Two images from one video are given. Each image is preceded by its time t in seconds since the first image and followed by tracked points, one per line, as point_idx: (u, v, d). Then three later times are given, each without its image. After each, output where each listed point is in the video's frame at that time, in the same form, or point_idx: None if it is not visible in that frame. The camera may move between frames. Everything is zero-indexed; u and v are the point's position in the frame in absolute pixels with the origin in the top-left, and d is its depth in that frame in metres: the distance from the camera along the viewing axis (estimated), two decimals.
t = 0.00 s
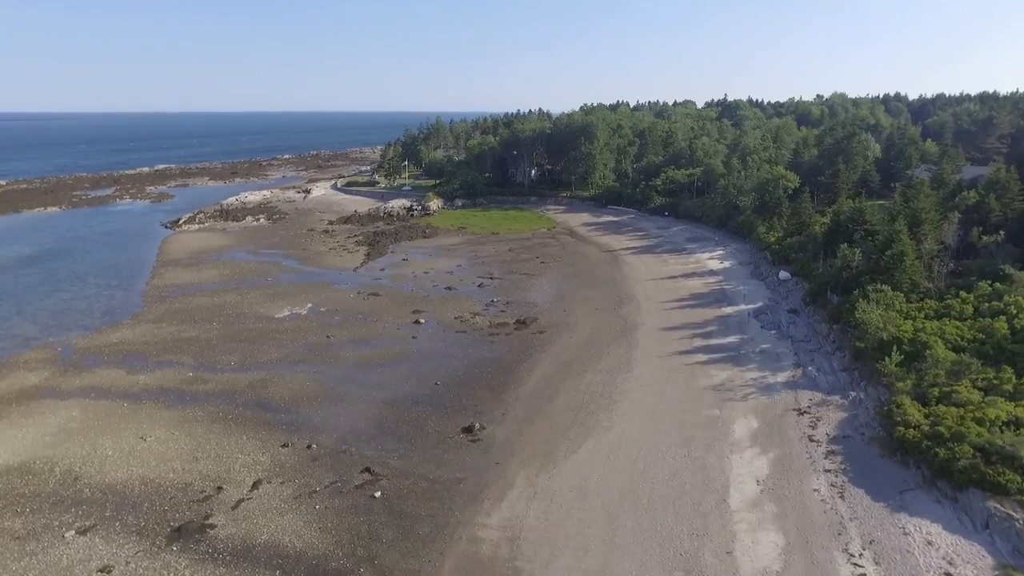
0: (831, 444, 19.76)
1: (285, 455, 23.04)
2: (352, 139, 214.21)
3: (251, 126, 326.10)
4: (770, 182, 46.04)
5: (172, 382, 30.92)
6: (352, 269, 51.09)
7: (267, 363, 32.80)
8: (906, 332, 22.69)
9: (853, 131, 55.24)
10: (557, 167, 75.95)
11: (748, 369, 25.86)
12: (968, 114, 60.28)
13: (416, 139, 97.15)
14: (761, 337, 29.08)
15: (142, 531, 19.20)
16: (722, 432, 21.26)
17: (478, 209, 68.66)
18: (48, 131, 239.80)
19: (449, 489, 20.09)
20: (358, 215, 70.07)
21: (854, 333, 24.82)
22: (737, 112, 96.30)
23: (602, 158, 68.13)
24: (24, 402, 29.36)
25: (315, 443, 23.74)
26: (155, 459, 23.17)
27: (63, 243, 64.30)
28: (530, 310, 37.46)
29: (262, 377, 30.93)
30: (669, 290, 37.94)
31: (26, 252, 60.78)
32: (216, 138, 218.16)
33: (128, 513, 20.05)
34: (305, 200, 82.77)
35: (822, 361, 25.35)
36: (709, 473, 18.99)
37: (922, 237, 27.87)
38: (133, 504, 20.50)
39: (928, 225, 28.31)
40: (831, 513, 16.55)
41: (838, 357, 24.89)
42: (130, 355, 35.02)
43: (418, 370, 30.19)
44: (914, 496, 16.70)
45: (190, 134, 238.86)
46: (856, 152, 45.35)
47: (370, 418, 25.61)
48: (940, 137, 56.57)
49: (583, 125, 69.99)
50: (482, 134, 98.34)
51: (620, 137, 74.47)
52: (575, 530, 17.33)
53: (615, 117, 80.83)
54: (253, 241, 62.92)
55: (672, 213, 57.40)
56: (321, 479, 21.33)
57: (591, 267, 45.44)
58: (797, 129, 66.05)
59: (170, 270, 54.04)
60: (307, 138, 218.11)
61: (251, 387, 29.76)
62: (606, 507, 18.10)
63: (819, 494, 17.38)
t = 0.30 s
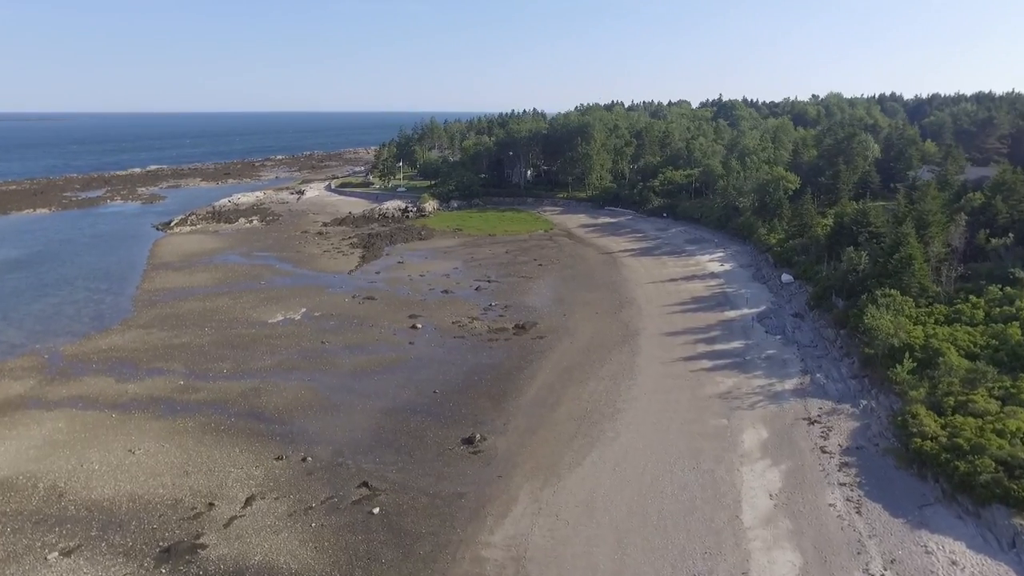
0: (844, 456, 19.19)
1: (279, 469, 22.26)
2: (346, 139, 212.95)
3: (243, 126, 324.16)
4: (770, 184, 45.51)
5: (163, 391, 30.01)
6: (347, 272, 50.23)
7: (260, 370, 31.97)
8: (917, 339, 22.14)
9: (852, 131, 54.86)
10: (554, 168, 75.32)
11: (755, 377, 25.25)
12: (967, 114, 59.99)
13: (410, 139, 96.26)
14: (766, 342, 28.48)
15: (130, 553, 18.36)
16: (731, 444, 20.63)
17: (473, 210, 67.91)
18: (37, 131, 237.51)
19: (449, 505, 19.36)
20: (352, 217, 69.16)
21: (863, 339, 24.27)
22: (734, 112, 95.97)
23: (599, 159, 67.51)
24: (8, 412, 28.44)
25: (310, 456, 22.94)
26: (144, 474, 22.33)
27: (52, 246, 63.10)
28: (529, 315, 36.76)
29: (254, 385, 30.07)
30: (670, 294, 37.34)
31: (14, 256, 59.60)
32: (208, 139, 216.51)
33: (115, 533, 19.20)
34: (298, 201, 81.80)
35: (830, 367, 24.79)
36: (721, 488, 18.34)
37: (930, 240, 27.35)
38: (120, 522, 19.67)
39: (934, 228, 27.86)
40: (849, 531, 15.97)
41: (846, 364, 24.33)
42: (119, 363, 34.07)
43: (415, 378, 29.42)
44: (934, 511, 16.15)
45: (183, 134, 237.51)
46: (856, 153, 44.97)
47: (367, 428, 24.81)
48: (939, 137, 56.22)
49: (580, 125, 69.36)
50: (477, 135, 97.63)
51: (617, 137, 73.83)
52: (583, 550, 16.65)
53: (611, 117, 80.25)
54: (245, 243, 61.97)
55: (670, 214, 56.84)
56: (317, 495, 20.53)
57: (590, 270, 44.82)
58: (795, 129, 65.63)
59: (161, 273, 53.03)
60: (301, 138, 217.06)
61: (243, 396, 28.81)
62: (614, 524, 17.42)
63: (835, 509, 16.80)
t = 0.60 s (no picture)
0: (862, 468, 18.60)
1: (277, 482, 21.57)
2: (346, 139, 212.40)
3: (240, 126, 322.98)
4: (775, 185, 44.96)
5: (158, 399, 29.30)
6: (346, 275, 49.53)
7: (258, 377, 31.27)
8: (933, 345, 21.57)
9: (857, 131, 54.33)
10: (554, 169, 74.69)
11: (765, 384, 24.64)
12: (971, 114, 59.49)
13: (409, 140, 95.53)
14: (775, 348, 27.89)
15: (121, 573, 17.67)
16: (744, 455, 20.01)
17: (473, 212, 67.23)
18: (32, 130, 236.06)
19: (454, 521, 18.71)
20: (351, 218, 68.45)
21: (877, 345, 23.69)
22: (735, 112, 95.47)
23: (600, 159, 66.89)
24: None
25: (309, 469, 22.26)
26: (137, 488, 21.63)
27: (46, 249, 62.23)
28: (531, 319, 36.13)
29: (252, 393, 29.37)
30: (675, 297, 36.74)
31: (7, 259, 58.73)
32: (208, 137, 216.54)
33: (106, 552, 18.49)
34: (296, 203, 81.02)
35: (843, 374, 24.21)
36: (735, 502, 17.74)
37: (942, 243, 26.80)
38: (111, 540, 18.97)
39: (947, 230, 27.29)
40: (872, 549, 15.39)
41: (859, 371, 23.73)
42: (113, 370, 33.31)
43: (416, 385, 28.76)
44: (960, 528, 15.61)
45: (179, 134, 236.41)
46: (861, 154, 44.47)
47: (368, 439, 24.14)
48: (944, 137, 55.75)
49: (581, 125, 68.73)
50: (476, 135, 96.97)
51: (618, 138, 73.21)
52: (594, 569, 16.01)
53: (612, 117, 79.68)
54: (243, 245, 61.20)
55: (673, 216, 56.27)
56: (316, 510, 19.86)
57: (593, 272, 44.20)
58: (798, 129, 65.10)
59: (157, 277, 52.25)
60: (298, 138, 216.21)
61: (240, 405, 28.08)
62: (626, 541, 16.78)
63: (856, 526, 16.21)
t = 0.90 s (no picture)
0: (881, 480, 18.02)
1: (276, 495, 20.93)
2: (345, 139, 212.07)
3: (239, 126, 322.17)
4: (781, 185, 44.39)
5: (154, 406, 28.63)
6: (345, 278, 48.89)
7: (256, 383, 30.61)
8: (951, 352, 20.98)
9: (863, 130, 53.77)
10: (556, 169, 74.05)
11: (777, 391, 24.02)
12: (977, 114, 58.96)
13: (409, 140, 94.84)
14: (786, 353, 27.27)
15: None
16: (758, 467, 19.38)
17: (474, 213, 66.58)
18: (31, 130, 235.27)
19: (459, 536, 18.09)
20: (350, 220, 67.79)
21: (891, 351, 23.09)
22: (737, 112, 94.85)
23: (602, 160, 66.26)
24: None
25: (308, 481, 21.60)
26: (130, 501, 20.97)
27: (41, 251, 61.51)
28: (535, 323, 35.50)
29: (250, 400, 28.71)
30: (681, 300, 36.12)
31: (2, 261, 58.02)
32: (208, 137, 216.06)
33: (97, 570, 17.82)
34: (295, 204, 80.32)
35: (856, 381, 23.61)
36: (750, 517, 17.11)
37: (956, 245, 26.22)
38: (102, 558, 18.32)
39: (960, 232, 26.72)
40: (896, 569, 14.82)
41: (873, 377, 23.12)
42: (108, 376, 32.61)
43: (419, 392, 28.11)
44: (988, 546, 15.08)
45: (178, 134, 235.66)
46: (868, 153, 43.93)
47: (369, 449, 23.49)
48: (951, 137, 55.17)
49: (583, 125, 68.05)
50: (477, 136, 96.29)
51: (620, 138, 72.59)
52: None
53: (614, 117, 79.08)
54: (241, 247, 60.53)
55: (676, 217, 55.69)
56: (316, 525, 19.22)
57: (597, 274, 43.58)
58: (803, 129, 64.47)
59: (154, 279, 51.56)
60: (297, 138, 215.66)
61: (238, 412, 27.40)
62: (638, 559, 16.15)
63: (878, 543, 15.65)
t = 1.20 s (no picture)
0: (903, 493, 17.41)
1: (274, 507, 20.30)
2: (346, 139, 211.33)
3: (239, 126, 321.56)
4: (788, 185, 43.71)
5: (151, 413, 27.99)
6: (346, 280, 48.25)
7: (256, 389, 29.96)
8: (971, 358, 20.34)
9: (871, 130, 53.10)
10: (558, 169, 73.35)
11: (790, 398, 23.38)
12: (984, 113, 58.32)
13: (410, 140, 94.16)
14: (797, 358, 26.61)
15: None
16: (775, 478, 18.72)
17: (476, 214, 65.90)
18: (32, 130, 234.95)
19: (465, 551, 17.47)
20: (351, 220, 67.16)
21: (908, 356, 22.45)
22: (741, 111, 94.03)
23: (605, 160, 65.56)
24: None
25: (309, 492, 20.96)
26: (124, 514, 20.33)
27: (38, 252, 60.88)
28: (540, 326, 34.85)
29: (249, 407, 28.05)
30: (688, 303, 35.47)
31: None
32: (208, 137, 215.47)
33: None
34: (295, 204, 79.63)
35: (871, 386, 22.98)
36: (767, 532, 16.47)
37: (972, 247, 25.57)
38: None
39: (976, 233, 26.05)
40: None
41: (889, 383, 22.51)
42: (103, 382, 31.94)
43: (421, 399, 27.44)
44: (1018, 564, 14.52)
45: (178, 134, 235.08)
46: (877, 153, 43.27)
47: (371, 458, 22.84)
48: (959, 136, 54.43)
49: (586, 125, 67.10)
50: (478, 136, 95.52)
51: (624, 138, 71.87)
52: None
53: (617, 117, 78.35)
54: (240, 249, 59.89)
55: (681, 217, 55.04)
56: (316, 539, 18.58)
57: (601, 276, 42.93)
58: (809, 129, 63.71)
59: (151, 281, 50.90)
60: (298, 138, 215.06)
61: (236, 420, 26.74)
62: None
63: (903, 561, 15.10)
